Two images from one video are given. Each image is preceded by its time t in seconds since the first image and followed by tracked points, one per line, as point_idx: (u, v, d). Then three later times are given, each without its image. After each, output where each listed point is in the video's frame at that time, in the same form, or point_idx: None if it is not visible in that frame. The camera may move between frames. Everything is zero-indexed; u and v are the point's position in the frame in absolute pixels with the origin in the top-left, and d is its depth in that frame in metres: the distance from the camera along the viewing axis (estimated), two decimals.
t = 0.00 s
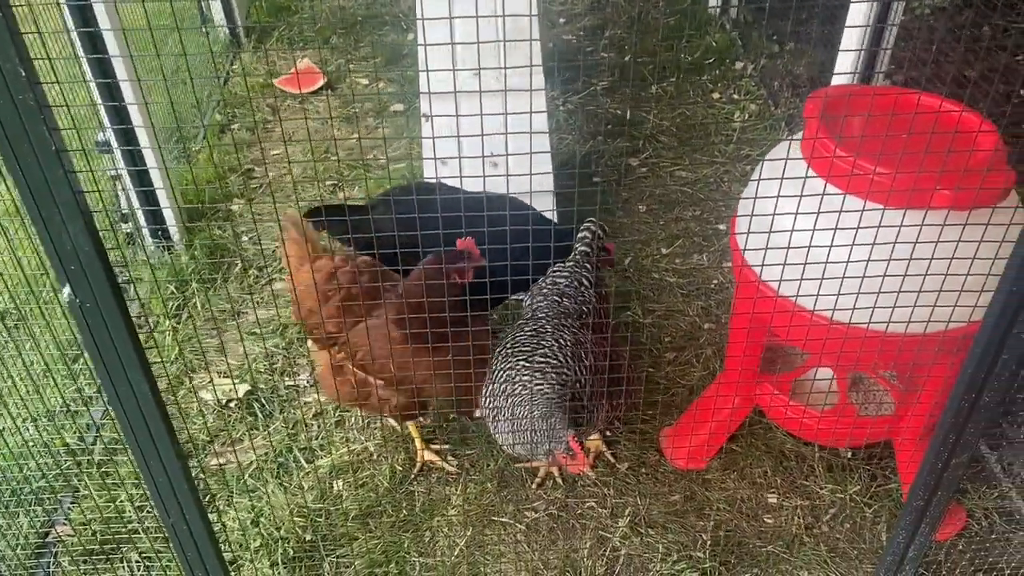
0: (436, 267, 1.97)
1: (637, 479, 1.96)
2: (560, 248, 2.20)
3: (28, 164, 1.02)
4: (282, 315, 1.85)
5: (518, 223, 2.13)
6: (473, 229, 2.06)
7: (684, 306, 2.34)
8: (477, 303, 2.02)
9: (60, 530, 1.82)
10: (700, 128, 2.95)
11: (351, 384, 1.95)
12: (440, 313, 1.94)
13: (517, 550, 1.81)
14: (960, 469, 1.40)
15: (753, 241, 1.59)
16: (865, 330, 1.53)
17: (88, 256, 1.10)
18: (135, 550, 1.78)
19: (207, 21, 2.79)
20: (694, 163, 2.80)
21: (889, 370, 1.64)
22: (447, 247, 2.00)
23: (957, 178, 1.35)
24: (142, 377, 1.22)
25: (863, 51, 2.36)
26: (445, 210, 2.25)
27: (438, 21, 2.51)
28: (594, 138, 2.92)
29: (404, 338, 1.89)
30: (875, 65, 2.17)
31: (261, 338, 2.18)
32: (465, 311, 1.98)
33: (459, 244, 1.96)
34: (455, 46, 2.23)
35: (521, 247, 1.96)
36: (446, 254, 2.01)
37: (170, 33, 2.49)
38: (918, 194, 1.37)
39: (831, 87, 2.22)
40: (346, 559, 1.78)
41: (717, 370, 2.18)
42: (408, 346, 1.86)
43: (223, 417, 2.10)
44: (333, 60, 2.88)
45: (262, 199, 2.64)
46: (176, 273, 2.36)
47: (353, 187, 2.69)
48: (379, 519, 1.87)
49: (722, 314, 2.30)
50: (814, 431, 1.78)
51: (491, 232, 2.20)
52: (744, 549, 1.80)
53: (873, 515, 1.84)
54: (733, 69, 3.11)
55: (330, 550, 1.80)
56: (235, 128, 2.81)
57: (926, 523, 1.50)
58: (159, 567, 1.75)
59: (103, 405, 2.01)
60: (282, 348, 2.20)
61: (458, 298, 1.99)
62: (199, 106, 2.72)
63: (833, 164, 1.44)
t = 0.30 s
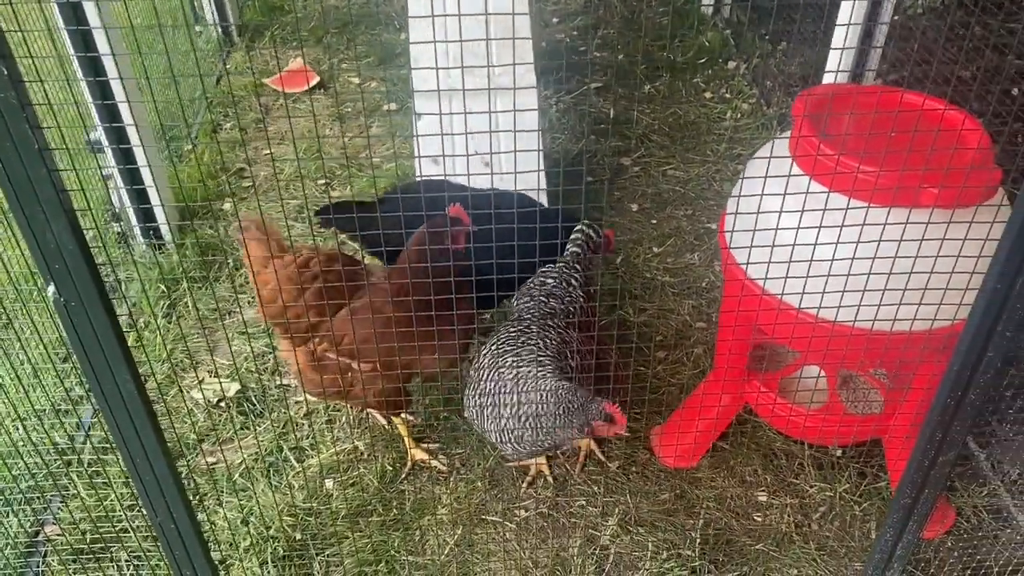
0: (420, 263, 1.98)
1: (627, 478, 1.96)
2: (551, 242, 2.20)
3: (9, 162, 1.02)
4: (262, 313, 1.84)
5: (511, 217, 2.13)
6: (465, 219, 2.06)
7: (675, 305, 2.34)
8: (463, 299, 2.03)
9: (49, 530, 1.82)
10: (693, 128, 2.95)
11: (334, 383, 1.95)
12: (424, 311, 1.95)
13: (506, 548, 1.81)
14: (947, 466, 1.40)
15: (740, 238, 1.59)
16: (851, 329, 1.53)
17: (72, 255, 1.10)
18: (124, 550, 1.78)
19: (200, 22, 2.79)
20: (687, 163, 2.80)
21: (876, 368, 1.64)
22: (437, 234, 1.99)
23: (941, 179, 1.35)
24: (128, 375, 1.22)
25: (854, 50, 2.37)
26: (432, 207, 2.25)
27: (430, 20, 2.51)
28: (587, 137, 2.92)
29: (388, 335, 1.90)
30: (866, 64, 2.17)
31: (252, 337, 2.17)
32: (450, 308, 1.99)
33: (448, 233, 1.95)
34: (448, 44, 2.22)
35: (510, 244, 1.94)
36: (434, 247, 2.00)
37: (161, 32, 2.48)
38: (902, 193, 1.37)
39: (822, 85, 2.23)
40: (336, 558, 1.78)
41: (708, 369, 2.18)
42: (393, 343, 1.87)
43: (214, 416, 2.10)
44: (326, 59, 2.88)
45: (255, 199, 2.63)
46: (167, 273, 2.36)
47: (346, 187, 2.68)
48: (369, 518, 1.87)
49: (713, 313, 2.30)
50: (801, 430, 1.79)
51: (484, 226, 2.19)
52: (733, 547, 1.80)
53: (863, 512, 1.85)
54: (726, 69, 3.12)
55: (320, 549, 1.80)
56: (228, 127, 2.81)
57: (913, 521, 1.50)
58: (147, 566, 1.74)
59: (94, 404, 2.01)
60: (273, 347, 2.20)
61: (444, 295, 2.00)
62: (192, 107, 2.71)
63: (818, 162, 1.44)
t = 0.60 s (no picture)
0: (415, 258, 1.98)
1: (624, 475, 1.96)
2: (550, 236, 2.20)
3: (5, 159, 1.02)
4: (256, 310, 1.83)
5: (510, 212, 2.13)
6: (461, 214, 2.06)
7: (672, 303, 2.35)
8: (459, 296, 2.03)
9: (46, 528, 1.82)
10: (689, 127, 2.95)
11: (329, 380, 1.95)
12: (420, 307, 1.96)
13: (503, 546, 1.82)
14: (943, 463, 1.41)
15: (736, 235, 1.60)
16: (845, 326, 1.54)
17: (69, 252, 1.10)
18: (121, 548, 1.78)
19: (196, 21, 2.78)
20: (684, 161, 2.80)
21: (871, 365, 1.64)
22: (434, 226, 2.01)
23: (935, 177, 1.36)
24: (125, 373, 1.22)
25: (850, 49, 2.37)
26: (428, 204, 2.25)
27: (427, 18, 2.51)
28: (584, 136, 2.93)
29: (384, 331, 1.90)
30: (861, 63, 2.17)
31: (249, 336, 2.17)
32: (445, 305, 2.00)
33: (444, 227, 1.96)
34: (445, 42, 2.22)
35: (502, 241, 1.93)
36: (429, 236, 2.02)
37: (158, 31, 2.48)
38: (896, 190, 1.38)
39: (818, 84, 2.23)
40: (333, 556, 1.78)
41: (704, 367, 2.18)
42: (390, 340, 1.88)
43: (211, 415, 2.10)
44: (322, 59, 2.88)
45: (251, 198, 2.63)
46: (163, 272, 2.36)
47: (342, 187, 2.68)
48: (367, 516, 1.87)
49: (709, 311, 2.30)
50: (795, 427, 1.79)
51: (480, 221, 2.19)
52: (730, 545, 1.80)
53: (858, 510, 1.85)
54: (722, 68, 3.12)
55: (317, 547, 1.80)
56: (224, 125, 2.81)
57: (909, 517, 1.51)
58: (145, 565, 1.74)
59: (91, 402, 2.01)
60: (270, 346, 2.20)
61: (439, 291, 2.01)
62: (188, 106, 2.71)
63: (814, 159, 1.45)
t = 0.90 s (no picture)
0: (411, 253, 1.98)
1: (620, 473, 1.97)
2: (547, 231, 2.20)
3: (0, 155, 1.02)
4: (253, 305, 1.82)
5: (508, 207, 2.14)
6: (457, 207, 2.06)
7: (669, 300, 2.35)
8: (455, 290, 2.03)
9: (43, 525, 1.82)
10: (686, 125, 2.96)
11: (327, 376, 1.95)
12: (416, 304, 1.96)
13: (500, 542, 1.82)
14: (938, 460, 1.41)
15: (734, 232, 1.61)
16: (840, 323, 1.54)
17: (65, 247, 1.10)
18: (118, 545, 1.78)
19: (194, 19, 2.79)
20: (681, 160, 2.80)
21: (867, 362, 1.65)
22: (428, 225, 2.01)
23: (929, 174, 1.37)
24: (121, 369, 1.22)
25: (847, 48, 2.38)
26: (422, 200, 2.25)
27: (424, 15, 2.51)
28: (582, 135, 2.93)
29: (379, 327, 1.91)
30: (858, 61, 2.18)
31: (245, 334, 2.17)
32: (441, 301, 2.00)
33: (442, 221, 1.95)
34: (443, 38, 2.22)
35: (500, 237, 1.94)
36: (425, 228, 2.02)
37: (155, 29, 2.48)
38: (891, 186, 1.39)
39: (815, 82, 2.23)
40: (330, 553, 1.78)
41: (701, 365, 2.18)
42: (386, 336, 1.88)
43: (208, 413, 2.10)
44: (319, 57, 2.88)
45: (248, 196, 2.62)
46: (161, 270, 2.36)
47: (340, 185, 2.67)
48: (363, 513, 1.87)
49: (706, 309, 2.31)
50: (792, 424, 1.80)
51: (476, 216, 2.19)
52: (726, 542, 1.80)
53: (855, 507, 1.85)
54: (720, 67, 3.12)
55: (314, 545, 1.80)
56: (222, 124, 2.81)
57: (904, 514, 1.51)
58: (141, 562, 1.74)
59: (88, 400, 2.01)
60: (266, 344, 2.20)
61: (435, 287, 2.01)
62: (185, 104, 2.71)
63: (809, 156, 1.46)
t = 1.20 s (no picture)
0: (408, 252, 1.98)
1: (617, 472, 1.97)
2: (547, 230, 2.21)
3: None
4: (250, 303, 1.84)
5: (506, 207, 2.15)
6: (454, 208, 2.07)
7: (665, 300, 2.36)
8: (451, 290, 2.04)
9: (41, 524, 1.83)
10: (684, 126, 2.96)
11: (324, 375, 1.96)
12: (412, 303, 1.97)
13: (496, 541, 1.82)
14: (932, 459, 1.42)
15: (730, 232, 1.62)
16: (835, 323, 1.55)
17: (61, 247, 1.10)
18: (114, 543, 1.79)
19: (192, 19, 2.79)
20: (678, 160, 2.81)
21: (860, 363, 1.65)
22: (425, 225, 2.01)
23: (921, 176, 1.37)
24: (118, 367, 1.23)
25: (844, 47, 2.38)
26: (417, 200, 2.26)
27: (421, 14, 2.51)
28: (579, 135, 2.93)
29: (375, 326, 1.91)
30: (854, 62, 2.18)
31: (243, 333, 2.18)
32: (437, 300, 2.01)
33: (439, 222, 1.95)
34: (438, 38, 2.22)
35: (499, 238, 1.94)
36: (421, 228, 2.03)
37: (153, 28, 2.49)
38: (883, 187, 1.40)
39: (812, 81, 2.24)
40: (326, 552, 1.79)
41: (697, 364, 2.19)
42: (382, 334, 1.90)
43: (205, 412, 2.11)
44: (317, 56, 2.88)
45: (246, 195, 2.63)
46: (159, 270, 2.37)
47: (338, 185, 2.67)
48: (360, 512, 1.88)
49: (702, 309, 2.32)
50: (787, 423, 1.81)
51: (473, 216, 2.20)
52: (722, 541, 1.81)
53: (850, 506, 1.86)
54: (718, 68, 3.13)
55: (310, 543, 1.81)
56: (220, 124, 2.81)
57: (898, 513, 1.52)
58: (138, 560, 1.75)
59: (85, 399, 2.01)
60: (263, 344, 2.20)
61: (431, 287, 2.02)
62: (182, 104, 2.71)
63: (802, 156, 1.47)
